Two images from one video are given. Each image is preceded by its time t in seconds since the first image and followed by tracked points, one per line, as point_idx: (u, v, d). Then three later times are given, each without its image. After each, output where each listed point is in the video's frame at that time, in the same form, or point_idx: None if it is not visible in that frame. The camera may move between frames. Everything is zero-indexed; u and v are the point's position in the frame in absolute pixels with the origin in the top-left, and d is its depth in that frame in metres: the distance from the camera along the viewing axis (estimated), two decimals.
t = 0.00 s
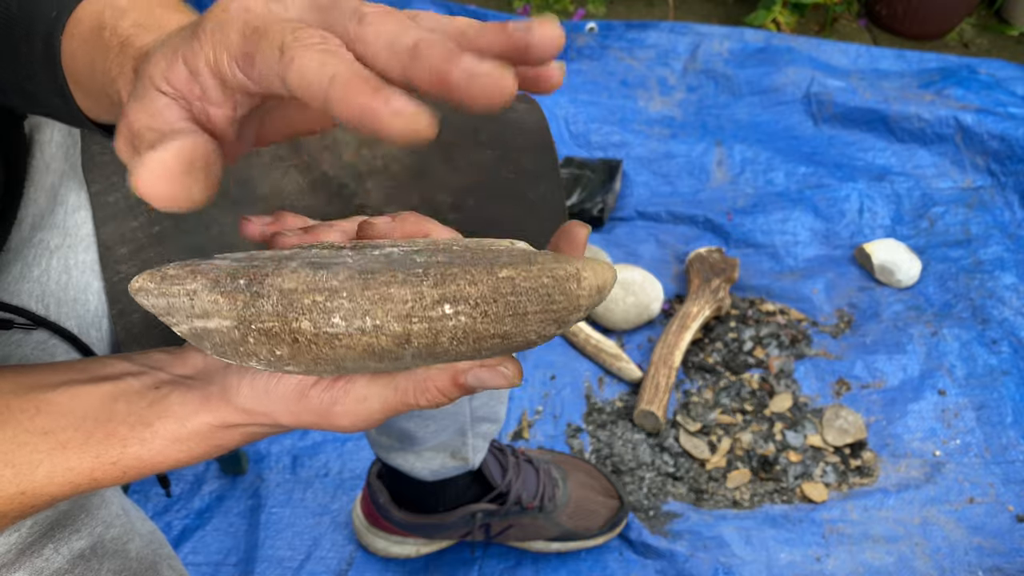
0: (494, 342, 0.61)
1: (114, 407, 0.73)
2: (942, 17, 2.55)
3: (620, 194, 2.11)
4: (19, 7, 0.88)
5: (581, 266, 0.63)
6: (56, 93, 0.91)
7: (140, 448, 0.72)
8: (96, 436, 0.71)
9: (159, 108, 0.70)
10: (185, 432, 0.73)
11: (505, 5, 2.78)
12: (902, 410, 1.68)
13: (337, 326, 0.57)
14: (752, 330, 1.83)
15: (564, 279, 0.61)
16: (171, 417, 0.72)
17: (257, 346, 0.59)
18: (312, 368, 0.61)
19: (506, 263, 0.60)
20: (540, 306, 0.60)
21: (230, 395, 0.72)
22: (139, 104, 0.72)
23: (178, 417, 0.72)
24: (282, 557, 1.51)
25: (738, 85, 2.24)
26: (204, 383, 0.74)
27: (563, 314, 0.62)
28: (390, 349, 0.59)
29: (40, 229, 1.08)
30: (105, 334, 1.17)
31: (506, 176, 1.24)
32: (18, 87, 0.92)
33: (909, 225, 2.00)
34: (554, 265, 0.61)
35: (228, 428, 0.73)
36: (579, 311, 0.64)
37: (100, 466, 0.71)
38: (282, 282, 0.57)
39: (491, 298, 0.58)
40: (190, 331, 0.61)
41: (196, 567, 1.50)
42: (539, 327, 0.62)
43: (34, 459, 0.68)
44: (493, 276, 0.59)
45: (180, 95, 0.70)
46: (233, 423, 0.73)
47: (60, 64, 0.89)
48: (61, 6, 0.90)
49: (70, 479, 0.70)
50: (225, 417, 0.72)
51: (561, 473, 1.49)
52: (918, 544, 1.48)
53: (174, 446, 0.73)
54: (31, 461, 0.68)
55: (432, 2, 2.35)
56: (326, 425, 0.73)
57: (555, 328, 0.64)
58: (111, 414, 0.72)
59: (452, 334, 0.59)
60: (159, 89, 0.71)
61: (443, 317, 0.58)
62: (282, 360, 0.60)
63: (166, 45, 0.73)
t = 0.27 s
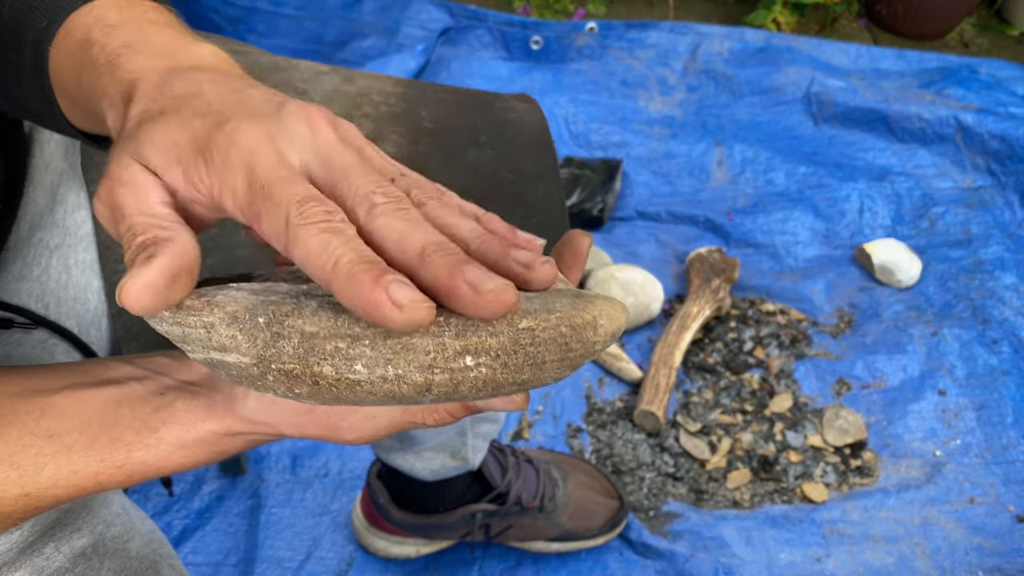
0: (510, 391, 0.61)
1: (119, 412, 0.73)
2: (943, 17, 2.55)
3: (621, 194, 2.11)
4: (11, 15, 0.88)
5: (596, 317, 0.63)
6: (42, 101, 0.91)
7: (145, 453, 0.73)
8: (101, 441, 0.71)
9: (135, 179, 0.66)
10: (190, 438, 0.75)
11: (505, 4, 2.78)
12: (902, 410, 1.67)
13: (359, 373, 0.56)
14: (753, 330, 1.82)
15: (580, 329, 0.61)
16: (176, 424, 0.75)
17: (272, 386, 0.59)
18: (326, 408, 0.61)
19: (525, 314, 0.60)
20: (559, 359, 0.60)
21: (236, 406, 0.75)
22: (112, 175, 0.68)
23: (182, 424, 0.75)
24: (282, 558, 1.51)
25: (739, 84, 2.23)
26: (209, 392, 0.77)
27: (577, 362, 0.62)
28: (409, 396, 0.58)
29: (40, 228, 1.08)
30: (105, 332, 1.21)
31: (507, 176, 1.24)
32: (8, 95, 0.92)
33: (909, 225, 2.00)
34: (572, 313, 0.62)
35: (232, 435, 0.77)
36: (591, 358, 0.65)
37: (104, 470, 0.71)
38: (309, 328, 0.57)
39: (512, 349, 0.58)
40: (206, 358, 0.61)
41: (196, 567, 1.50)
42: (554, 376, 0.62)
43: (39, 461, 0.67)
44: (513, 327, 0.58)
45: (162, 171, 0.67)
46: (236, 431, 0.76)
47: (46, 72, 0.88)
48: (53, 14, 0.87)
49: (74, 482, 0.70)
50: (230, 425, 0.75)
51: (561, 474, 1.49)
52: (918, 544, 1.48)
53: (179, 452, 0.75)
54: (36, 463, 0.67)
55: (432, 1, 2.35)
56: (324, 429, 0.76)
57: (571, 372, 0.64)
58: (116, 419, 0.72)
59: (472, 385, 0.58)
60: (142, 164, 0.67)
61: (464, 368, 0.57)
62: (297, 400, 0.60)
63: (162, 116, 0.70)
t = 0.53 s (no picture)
0: (510, 389, 0.57)
1: (119, 415, 0.73)
2: (943, 17, 2.55)
3: (621, 193, 2.11)
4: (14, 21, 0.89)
5: (598, 311, 0.59)
6: (39, 106, 0.92)
7: (144, 456, 0.73)
8: (100, 443, 0.71)
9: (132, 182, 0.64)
10: (189, 440, 0.75)
11: (505, 4, 2.78)
12: (902, 410, 1.67)
13: (356, 369, 0.53)
14: (753, 330, 1.82)
15: (581, 325, 0.58)
16: (176, 425, 0.74)
17: (273, 380, 0.57)
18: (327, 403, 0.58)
19: (524, 309, 0.56)
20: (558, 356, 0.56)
21: (236, 407, 0.75)
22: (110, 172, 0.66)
23: (182, 426, 0.74)
24: (282, 558, 1.51)
25: (738, 84, 2.23)
26: (210, 393, 0.76)
27: (580, 358, 0.58)
28: (407, 393, 0.55)
29: (39, 228, 1.09)
30: (104, 332, 1.21)
31: (507, 176, 1.24)
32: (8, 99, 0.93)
33: (909, 225, 2.00)
34: (572, 312, 0.58)
35: (232, 437, 0.76)
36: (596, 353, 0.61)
37: (103, 472, 0.71)
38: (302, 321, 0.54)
39: (511, 347, 0.54)
40: (205, 356, 0.61)
41: (195, 567, 1.50)
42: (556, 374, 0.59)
43: (38, 463, 0.67)
44: (512, 323, 0.55)
45: (157, 162, 0.64)
46: (236, 433, 0.76)
47: (46, 77, 0.89)
48: (53, 19, 0.89)
49: (74, 484, 0.70)
50: (230, 428, 0.75)
51: (561, 474, 1.49)
52: (918, 544, 1.48)
53: (178, 454, 0.75)
54: (35, 465, 0.67)
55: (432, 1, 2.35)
56: (325, 430, 0.76)
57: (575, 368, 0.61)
58: (115, 423, 0.72)
59: (471, 382, 0.55)
60: (135, 158, 0.64)
61: (462, 367, 0.53)
62: (300, 394, 0.57)
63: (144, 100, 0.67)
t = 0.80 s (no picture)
0: (519, 374, 0.63)
1: (120, 413, 0.73)
2: (942, 17, 2.55)
3: (621, 193, 2.11)
4: (25, 20, 0.89)
5: (606, 301, 0.66)
6: (56, 103, 0.91)
7: (145, 451, 0.72)
8: (101, 440, 0.71)
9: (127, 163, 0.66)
10: (189, 435, 0.74)
11: (505, 4, 2.78)
12: (902, 410, 1.67)
13: (368, 349, 0.59)
14: (753, 330, 1.82)
15: (589, 315, 0.64)
16: (176, 420, 0.73)
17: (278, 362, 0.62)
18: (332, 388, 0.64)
19: (535, 296, 0.63)
20: (567, 342, 0.62)
21: (236, 402, 0.73)
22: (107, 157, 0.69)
23: (183, 422, 0.73)
24: (282, 558, 1.51)
25: (739, 84, 2.23)
26: (211, 389, 0.75)
27: (586, 349, 0.65)
28: (416, 375, 0.61)
29: (39, 227, 1.09)
30: (104, 332, 1.21)
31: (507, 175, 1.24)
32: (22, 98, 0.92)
33: (909, 225, 2.00)
34: (581, 299, 0.64)
35: (233, 433, 0.75)
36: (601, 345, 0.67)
37: (104, 468, 0.71)
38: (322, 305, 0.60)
39: (521, 330, 0.61)
40: (213, 340, 0.63)
41: (195, 567, 1.50)
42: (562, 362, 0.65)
43: (37, 461, 0.68)
44: (522, 309, 0.61)
45: (150, 149, 0.66)
46: (237, 430, 0.74)
47: (61, 76, 0.88)
48: (65, 15, 0.88)
49: (72, 482, 0.70)
50: (231, 423, 0.74)
51: (561, 474, 1.49)
52: (918, 544, 1.48)
53: (178, 450, 0.74)
54: (34, 463, 0.68)
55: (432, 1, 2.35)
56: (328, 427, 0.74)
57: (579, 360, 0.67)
58: (116, 419, 0.72)
59: (479, 363, 0.61)
60: (131, 145, 0.66)
61: (473, 347, 0.60)
62: (306, 379, 0.62)
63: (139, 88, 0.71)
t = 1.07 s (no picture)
0: (506, 329, 0.67)
1: (120, 408, 0.73)
2: (942, 17, 2.55)
3: (621, 193, 2.11)
4: (45, 11, 0.91)
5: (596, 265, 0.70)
6: (81, 93, 0.93)
7: (142, 444, 0.72)
8: (99, 433, 0.71)
9: (179, 132, 0.71)
10: (188, 428, 0.73)
11: (505, 4, 2.78)
12: (903, 410, 1.67)
13: (359, 302, 0.63)
14: (753, 331, 1.82)
15: (576, 275, 0.67)
16: (174, 412, 0.73)
17: (274, 323, 0.66)
18: (323, 350, 0.68)
19: (524, 255, 0.68)
20: (553, 296, 0.66)
21: (234, 392, 0.73)
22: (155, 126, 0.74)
23: (181, 413, 0.73)
24: (282, 558, 1.51)
25: (739, 84, 2.23)
26: (211, 380, 0.75)
27: (576, 309, 0.68)
28: (406, 327, 0.65)
29: (38, 227, 1.10)
30: (104, 332, 1.18)
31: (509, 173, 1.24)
32: (44, 89, 0.95)
33: (909, 225, 2.00)
34: (570, 261, 0.69)
35: (230, 427, 0.74)
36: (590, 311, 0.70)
37: (101, 463, 0.71)
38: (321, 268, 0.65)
39: (507, 283, 0.66)
40: (207, 310, 0.67)
41: (196, 567, 1.50)
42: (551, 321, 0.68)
43: (36, 457, 0.68)
44: (511, 263, 0.66)
45: (200, 115, 0.71)
46: (235, 422, 0.73)
47: (86, 64, 0.91)
48: (85, 5, 0.92)
49: (70, 477, 0.70)
50: (229, 414, 0.73)
51: (561, 474, 1.49)
52: (918, 544, 1.48)
53: (177, 443, 0.73)
54: (33, 458, 0.68)
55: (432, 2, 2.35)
56: (326, 421, 0.73)
57: (570, 325, 0.69)
58: (117, 414, 0.72)
59: (467, 315, 0.65)
60: (180, 110, 0.72)
61: (462, 298, 0.64)
62: (299, 339, 0.67)
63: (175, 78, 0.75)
